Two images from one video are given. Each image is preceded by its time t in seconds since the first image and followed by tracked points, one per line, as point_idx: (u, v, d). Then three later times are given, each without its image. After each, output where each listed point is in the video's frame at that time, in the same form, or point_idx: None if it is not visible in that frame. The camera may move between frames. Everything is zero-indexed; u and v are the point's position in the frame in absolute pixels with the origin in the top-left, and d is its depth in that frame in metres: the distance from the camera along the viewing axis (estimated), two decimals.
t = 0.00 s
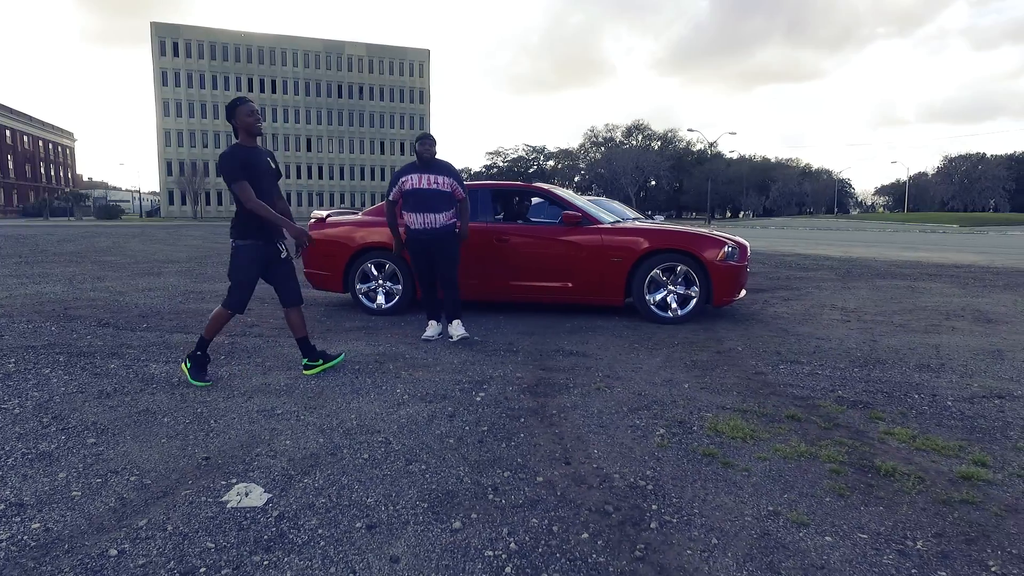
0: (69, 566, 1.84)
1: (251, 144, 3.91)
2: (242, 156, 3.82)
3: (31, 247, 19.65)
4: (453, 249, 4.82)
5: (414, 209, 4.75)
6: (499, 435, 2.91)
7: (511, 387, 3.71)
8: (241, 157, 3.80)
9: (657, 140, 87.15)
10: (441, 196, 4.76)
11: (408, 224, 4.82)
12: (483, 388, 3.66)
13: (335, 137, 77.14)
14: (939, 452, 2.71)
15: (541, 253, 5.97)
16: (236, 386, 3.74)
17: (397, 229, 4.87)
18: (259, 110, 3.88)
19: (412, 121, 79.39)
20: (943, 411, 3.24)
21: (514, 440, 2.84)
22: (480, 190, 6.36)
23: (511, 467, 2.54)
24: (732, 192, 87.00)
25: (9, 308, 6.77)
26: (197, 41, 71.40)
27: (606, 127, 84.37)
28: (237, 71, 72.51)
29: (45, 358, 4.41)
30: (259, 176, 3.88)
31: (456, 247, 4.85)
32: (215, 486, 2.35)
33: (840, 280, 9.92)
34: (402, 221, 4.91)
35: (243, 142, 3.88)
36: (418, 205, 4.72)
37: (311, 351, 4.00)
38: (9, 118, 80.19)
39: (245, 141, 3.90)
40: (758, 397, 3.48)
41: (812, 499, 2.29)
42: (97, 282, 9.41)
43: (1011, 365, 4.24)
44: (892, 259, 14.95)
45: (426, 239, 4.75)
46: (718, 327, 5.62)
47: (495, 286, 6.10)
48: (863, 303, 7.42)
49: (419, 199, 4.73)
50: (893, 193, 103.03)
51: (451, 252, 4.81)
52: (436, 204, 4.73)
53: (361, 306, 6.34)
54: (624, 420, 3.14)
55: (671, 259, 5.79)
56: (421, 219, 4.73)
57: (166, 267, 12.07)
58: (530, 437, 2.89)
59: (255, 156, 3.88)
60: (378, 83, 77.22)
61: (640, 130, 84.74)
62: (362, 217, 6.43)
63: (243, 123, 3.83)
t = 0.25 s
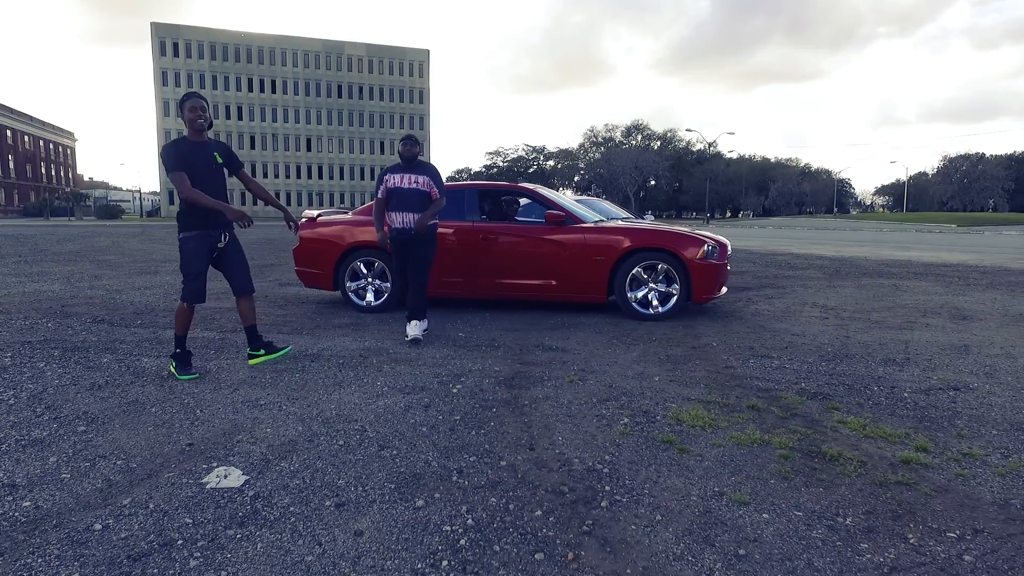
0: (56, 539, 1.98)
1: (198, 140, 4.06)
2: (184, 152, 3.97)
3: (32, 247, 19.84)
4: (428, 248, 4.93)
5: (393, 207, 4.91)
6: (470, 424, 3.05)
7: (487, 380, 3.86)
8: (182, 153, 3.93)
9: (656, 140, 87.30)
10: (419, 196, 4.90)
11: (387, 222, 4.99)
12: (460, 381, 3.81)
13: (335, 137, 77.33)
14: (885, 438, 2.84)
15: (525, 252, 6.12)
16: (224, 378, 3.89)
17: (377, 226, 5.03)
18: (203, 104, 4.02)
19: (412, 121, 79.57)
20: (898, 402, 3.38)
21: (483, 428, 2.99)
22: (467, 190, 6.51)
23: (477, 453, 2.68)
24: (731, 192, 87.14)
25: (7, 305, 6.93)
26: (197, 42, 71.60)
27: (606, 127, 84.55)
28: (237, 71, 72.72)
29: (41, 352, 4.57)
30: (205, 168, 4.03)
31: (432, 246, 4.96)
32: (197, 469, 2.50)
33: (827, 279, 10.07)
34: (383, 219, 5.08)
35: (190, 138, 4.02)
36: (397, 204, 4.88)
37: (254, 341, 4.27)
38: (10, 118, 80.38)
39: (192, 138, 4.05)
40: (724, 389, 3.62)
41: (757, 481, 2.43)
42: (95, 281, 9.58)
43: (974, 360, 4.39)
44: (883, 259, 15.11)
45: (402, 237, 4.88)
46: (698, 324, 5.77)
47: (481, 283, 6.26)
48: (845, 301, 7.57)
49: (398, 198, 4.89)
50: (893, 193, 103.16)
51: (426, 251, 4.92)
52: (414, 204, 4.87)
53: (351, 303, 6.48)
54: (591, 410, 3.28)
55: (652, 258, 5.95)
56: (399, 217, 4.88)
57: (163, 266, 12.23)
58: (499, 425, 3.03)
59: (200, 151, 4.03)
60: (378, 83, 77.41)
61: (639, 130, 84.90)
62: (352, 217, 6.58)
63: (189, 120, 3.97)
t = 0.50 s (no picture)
0: (54, 522, 2.08)
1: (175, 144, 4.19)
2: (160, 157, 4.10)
3: (34, 246, 19.99)
4: (412, 249, 5.03)
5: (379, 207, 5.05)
6: (455, 416, 3.16)
7: (475, 375, 3.97)
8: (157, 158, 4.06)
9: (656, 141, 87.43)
10: (405, 197, 5.00)
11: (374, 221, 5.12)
12: (449, 376, 3.93)
13: (335, 138, 77.47)
14: (854, 430, 2.95)
15: (517, 251, 6.24)
16: (219, 374, 4.00)
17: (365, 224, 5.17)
18: (182, 108, 4.12)
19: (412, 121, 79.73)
20: (870, 397, 3.49)
21: (467, 421, 3.09)
22: (459, 191, 6.61)
23: (460, 443, 2.79)
24: (731, 192, 87.21)
25: (9, 304, 7.05)
26: (198, 42, 71.79)
27: (606, 127, 84.65)
28: (238, 71, 72.88)
29: (42, 349, 4.69)
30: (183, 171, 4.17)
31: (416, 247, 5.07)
32: (189, 459, 2.60)
33: (819, 278, 10.19)
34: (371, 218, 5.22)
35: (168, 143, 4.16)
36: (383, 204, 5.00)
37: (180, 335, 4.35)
38: (10, 119, 80.49)
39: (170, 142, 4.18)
40: (703, 384, 3.73)
41: (726, 469, 2.53)
42: (95, 280, 9.70)
43: (952, 357, 4.49)
44: (877, 258, 15.23)
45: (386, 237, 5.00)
46: (686, 322, 5.88)
47: (474, 283, 6.37)
48: (834, 299, 7.68)
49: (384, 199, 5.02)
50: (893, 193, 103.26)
51: (410, 252, 5.03)
52: (399, 205, 4.99)
53: (346, 302, 6.59)
54: (573, 404, 3.39)
55: (641, 257, 6.08)
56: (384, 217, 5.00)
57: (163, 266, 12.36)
58: (483, 418, 3.13)
59: (175, 155, 4.17)
60: (378, 83, 77.57)
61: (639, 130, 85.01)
62: (347, 217, 6.69)
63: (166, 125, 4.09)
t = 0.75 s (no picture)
0: (60, 508, 2.16)
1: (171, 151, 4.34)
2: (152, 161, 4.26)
3: (36, 246, 20.13)
4: (399, 248, 5.12)
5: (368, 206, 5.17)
6: (449, 411, 3.25)
7: (469, 371, 4.05)
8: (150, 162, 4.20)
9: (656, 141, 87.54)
10: (393, 197, 5.09)
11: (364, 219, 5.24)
12: (443, 373, 4.01)
13: (336, 138, 77.65)
14: (836, 423, 3.02)
15: (513, 250, 6.35)
16: (219, 370, 4.10)
17: (356, 223, 5.28)
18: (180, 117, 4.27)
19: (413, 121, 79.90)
20: (854, 392, 3.57)
21: (460, 415, 3.18)
22: (456, 191, 6.71)
23: (452, 436, 2.87)
24: (731, 192, 87.26)
25: (13, 302, 7.16)
26: (200, 43, 72.03)
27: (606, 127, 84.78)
28: (239, 72, 73.10)
29: (46, 346, 4.78)
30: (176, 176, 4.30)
31: (403, 247, 5.15)
32: (190, 450, 2.69)
33: (814, 278, 10.28)
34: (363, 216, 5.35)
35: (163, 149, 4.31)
36: (372, 203, 5.11)
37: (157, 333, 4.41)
38: (11, 119, 80.69)
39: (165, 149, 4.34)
40: (692, 380, 3.81)
41: (709, 461, 2.61)
42: (97, 279, 9.81)
43: (938, 354, 4.58)
44: (873, 258, 15.33)
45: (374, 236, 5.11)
46: (680, 320, 5.97)
47: (470, 281, 6.46)
48: (828, 298, 7.75)
49: (373, 198, 5.13)
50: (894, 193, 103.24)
51: (397, 251, 5.11)
52: (386, 204, 5.08)
53: (345, 301, 6.68)
54: (564, 399, 3.47)
55: (635, 256, 6.17)
56: (372, 216, 5.12)
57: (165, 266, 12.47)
58: (476, 413, 3.22)
59: (169, 160, 4.31)
60: (379, 83, 77.78)
61: (639, 130, 85.12)
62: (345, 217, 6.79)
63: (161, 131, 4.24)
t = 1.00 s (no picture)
0: (72, 499, 2.25)
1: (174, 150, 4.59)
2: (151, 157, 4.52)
3: (38, 246, 20.24)
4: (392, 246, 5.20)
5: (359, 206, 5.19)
6: (447, 407, 3.34)
7: (468, 369, 4.13)
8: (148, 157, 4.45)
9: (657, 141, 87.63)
10: (384, 197, 5.13)
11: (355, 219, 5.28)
12: (442, 370, 4.10)
13: (337, 138, 77.80)
14: (825, 419, 3.10)
15: (512, 250, 6.44)
16: (222, 367, 4.18)
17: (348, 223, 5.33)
18: (182, 120, 4.55)
19: (413, 121, 80.06)
20: (844, 389, 3.66)
21: (458, 411, 3.26)
22: (456, 192, 6.80)
23: (451, 431, 2.95)
24: (732, 193, 87.34)
25: (17, 302, 7.24)
26: (201, 43, 72.19)
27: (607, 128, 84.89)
28: (240, 72, 73.25)
29: (52, 344, 4.87)
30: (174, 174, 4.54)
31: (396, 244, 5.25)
32: (196, 444, 2.77)
33: (811, 277, 10.36)
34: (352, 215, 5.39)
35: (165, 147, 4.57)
36: (363, 203, 5.14)
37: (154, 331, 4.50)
38: (12, 119, 80.79)
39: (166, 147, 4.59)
40: (686, 378, 3.89)
41: (699, 455, 2.69)
42: (100, 279, 9.90)
43: (929, 353, 4.66)
44: (870, 259, 15.43)
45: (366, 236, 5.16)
46: (676, 319, 6.05)
47: (470, 281, 6.56)
48: (824, 298, 7.83)
49: (363, 198, 5.15)
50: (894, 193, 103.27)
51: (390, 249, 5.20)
52: (377, 204, 5.12)
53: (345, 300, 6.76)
54: (560, 395, 3.55)
55: (632, 256, 6.26)
56: (364, 216, 5.15)
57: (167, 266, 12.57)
58: (473, 409, 3.30)
59: (166, 157, 4.57)
60: (380, 84, 77.95)
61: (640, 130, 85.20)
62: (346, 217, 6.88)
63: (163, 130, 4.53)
